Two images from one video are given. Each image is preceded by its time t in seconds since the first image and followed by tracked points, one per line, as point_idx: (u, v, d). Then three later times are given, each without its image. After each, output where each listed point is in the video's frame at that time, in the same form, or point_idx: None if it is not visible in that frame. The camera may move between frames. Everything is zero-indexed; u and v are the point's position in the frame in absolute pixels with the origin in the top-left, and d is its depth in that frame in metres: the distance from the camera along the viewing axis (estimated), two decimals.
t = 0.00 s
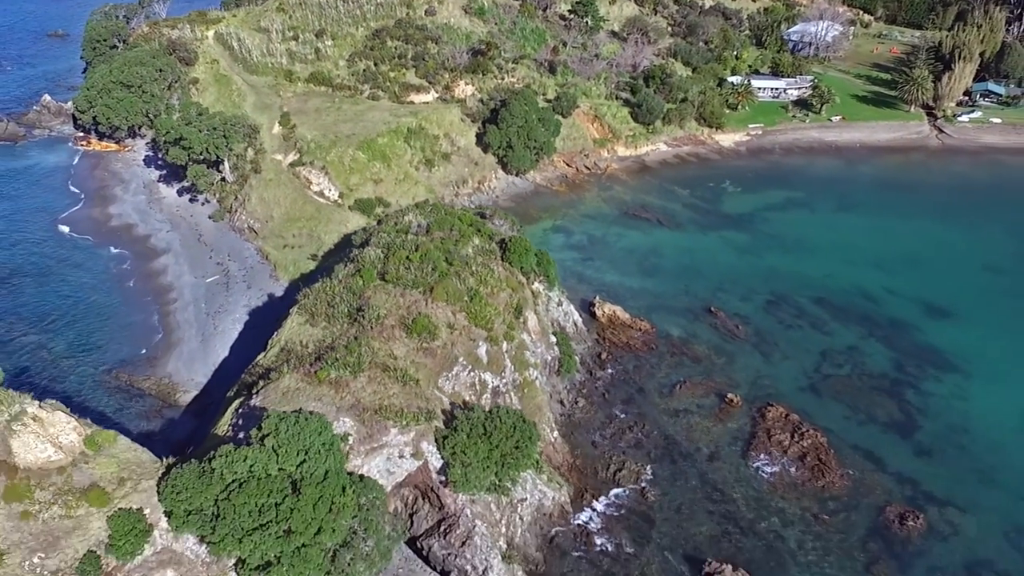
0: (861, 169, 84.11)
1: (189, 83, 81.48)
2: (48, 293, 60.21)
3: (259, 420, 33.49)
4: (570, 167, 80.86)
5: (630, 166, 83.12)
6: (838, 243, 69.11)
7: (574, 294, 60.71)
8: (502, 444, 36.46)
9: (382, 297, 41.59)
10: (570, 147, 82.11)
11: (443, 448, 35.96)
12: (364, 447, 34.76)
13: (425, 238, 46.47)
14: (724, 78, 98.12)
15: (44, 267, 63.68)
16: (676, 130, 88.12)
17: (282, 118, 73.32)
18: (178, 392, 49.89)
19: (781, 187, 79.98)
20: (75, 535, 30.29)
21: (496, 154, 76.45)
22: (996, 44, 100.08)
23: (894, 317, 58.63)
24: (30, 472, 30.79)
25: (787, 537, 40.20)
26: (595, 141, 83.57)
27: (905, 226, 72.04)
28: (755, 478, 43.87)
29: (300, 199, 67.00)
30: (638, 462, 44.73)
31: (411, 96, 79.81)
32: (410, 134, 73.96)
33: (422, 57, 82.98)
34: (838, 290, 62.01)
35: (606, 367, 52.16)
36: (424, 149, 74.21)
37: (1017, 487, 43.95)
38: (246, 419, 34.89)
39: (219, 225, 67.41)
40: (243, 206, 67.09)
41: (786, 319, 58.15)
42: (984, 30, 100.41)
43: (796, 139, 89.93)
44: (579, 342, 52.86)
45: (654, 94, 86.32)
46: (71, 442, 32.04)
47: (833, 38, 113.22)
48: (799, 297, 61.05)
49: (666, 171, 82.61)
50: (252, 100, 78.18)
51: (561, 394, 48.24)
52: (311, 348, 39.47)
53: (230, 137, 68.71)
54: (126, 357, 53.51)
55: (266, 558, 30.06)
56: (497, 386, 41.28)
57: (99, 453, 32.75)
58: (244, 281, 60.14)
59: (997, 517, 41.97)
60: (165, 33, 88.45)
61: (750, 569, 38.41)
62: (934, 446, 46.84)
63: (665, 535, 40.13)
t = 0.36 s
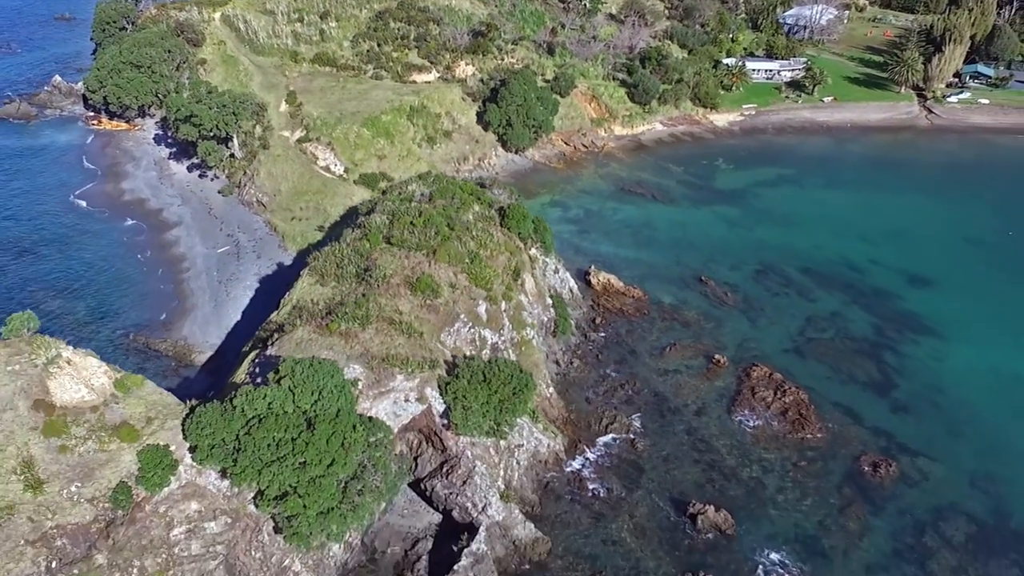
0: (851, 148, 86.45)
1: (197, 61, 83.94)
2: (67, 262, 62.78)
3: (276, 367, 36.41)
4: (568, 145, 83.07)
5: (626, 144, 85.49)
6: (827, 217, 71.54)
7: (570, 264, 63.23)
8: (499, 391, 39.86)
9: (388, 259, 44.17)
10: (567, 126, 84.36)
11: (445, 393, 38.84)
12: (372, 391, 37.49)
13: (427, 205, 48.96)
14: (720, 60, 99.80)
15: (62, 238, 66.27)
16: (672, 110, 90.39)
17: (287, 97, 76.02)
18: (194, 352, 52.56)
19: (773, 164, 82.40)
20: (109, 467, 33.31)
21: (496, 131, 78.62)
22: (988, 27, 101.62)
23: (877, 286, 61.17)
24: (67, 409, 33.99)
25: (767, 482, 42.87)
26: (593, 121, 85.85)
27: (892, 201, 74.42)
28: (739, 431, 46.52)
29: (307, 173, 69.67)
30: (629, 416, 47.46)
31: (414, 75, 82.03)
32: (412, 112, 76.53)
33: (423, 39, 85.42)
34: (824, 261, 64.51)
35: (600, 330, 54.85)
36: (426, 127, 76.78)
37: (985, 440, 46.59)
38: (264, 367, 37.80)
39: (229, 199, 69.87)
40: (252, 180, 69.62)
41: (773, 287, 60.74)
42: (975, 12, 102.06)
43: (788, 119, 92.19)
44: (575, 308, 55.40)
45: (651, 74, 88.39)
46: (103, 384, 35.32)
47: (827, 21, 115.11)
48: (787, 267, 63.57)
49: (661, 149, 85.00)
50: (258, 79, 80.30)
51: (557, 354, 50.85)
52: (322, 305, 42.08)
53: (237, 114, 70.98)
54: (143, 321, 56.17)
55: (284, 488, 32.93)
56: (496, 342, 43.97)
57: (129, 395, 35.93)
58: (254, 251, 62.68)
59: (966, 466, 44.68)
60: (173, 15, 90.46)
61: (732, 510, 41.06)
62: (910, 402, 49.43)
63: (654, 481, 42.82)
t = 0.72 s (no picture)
0: (841, 137, 89.15)
1: (207, 52, 85.47)
2: (85, 243, 65.41)
3: (292, 325, 39.79)
4: (567, 133, 85.67)
5: (622, 132, 88.28)
6: (815, 201, 74.22)
7: (567, 244, 65.97)
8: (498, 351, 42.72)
9: (395, 232, 46.89)
10: (565, 115, 86.95)
11: (449, 351, 41.77)
12: (381, 349, 40.37)
13: (431, 184, 51.66)
14: (715, 52, 102.37)
15: (79, 221, 68.90)
16: (667, 100, 93.06)
17: (295, 86, 79.33)
18: (209, 325, 55.24)
19: (765, 152, 85.08)
20: (139, 416, 36.24)
21: (496, 120, 81.47)
22: (977, 20, 104.02)
23: (861, 265, 63.87)
24: (100, 362, 36.92)
25: (751, 442, 45.60)
26: (591, 110, 88.53)
27: (879, 186, 77.09)
28: (725, 396, 49.24)
29: (314, 158, 72.72)
30: (621, 382, 50.19)
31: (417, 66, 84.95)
32: (416, 101, 79.51)
33: (426, 30, 88.18)
34: (812, 242, 67.19)
35: (595, 305, 57.61)
36: (428, 115, 79.82)
37: (959, 404, 49.26)
38: (279, 328, 41.27)
39: (239, 183, 72.54)
40: (261, 165, 72.30)
41: (762, 266, 63.47)
42: (964, 6, 104.53)
43: (780, 109, 94.91)
44: (571, 285, 58.08)
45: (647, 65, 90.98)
46: (132, 340, 38.07)
47: (820, 15, 117.85)
48: (775, 248, 66.25)
49: (657, 138, 87.70)
50: (267, 69, 82.93)
51: (554, 326, 53.59)
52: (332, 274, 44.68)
53: (247, 101, 73.23)
54: (160, 297, 58.84)
55: (300, 435, 36.04)
56: (496, 311, 46.88)
57: (155, 351, 38.67)
58: (264, 232, 65.39)
59: (939, 428, 47.38)
60: (182, 7, 93.06)
61: (717, 467, 43.78)
62: (889, 371, 52.13)
63: (644, 440, 45.55)
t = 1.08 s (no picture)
0: (833, 128, 91.71)
1: (214, 44, 89.32)
2: (100, 227, 67.84)
3: (305, 295, 42.39)
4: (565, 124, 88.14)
5: (619, 123, 90.84)
6: (806, 189, 76.73)
7: (564, 228, 68.51)
8: (498, 319, 45.44)
9: (401, 211, 49.37)
10: (564, 107, 89.36)
11: (451, 319, 44.50)
12: (388, 317, 43.19)
13: (434, 167, 54.20)
14: (710, 47, 104.88)
15: (94, 206, 71.37)
16: (663, 93, 95.57)
17: (302, 78, 81.70)
18: (222, 302, 57.74)
19: (758, 143, 87.62)
20: (163, 375, 39.12)
21: (497, 112, 83.96)
22: (968, 16, 106.08)
23: (848, 248, 66.37)
24: (127, 326, 39.66)
25: (738, 409, 48.13)
26: (590, 103, 91.02)
27: (868, 175, 79.56)
28: (714, 368, 51.74)
29: (321, 146, 75.31)
30: (615, 356, 52.72)
31: (420, 59, 87.86)
32: (418, 92, 82.13)
33: (428, 24, 90.69)
34: (801, 227, 69.68)
35: (591, 285, 60.12)
36: (431, 106, 82.39)
37: (937, 376, 51.76)
38: (293, 298, 44.04)
39: (248, 170, 75.02)
40: (270, 153, 74.87)
41: (752, 249, 65.99)
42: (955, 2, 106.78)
43: (774, 102, 97.44)
44: (568, 266, 60.58)
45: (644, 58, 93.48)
46: (156, 306, 41.06)
47: (815, 12, 119.57)
48: (765, 232, 68.75)
49: (653, 129, 90.25)
50: (274, 62, 85.42)
51: (552, 303, 56.08)
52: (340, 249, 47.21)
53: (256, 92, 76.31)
54: (174, 277, 61.32)
55: (314, 393, 38.88)
56: (496, 286, 49.43)
57: (178, 316, 41.78)
58: (273, 216, 67.89)
59: (917, 397, 49.90)
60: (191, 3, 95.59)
61: (705, 431, 46.31)
62: (871, 345, 54.64)
63: (636, 408, 48.10)
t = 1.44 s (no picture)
0: (824, 120, 94.21)
1: (223, 39, 91.60)
2: (116, 212, 70.34)
3: (317, 268, 44.97)
4: (564, 116, 90.71)
5: (617, 115, 93.44)
6: (796, 178, 79.22)
7: (562, 214, 71.07)
8: (498, 292, 47.76)
9: (406, 192, 51.90)
10: (563, 99, 91.87)
11: (454, 291, 46.97)
12: (395, 289, 45.88)
13: (438, 152, 56.73)
14: (706, 42, 107.23)
15: (109, 193, 73.89)
16: (660, 87, 98.10)
17: (308, 71, 84.35)
18: (235, 282, 60.27)
19: (752, 134, 90.12)
20: (185, 340, 41.68)
21: (497, 103, 86.55)
22: (959, 12, 108.08)
23: (836, 233, 68.90)
24: (150, 295, 42.22)
25: (726, 380, 50.70)
26: (588, 95, 93.55)
27: (858, 165, 82.02)
28: (705, 343, 54.27)
29: (328, 136, 78.15)
30: (610, 332, 55.30)
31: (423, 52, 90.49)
32: (422, 84, 84.91)
33: (431, 18, 93.39)
34: (791, 213, 72.22)
35: (588, 266, 62.68)
36: (434, 98, 85.13)
37: (917, 351, 54.30)
38: (305, 272, 47.15)
39: (257, 159, 77.56)
40: (278, 142, 77.45)
41: (743, 234, 68.55)
42: None
43: (768, 95, 99.89)
44: (566, 248, 63.12)
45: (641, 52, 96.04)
46: (177, 277, 43.62)
47: (809, 8, 122.48)
48: (757, 218, 71.28)
49: (649, 121, 92.78)
50: (281, 55, 88.04)
51: (550, 282, 58.56)
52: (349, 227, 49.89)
53: (264, 83, 78.75)
54: (188, 259, 63.85)
55: (326, 357, 41.62)
56: (497, 263, 51.97)
57: (198, 288, 44.04)
58: (282, 202, 70.45)
59: (897, 370, 52.45)
60: None
61: (695, 400, 48.85)
62: (855, 323, 57.18)
63: (630, 379, 50.65)
